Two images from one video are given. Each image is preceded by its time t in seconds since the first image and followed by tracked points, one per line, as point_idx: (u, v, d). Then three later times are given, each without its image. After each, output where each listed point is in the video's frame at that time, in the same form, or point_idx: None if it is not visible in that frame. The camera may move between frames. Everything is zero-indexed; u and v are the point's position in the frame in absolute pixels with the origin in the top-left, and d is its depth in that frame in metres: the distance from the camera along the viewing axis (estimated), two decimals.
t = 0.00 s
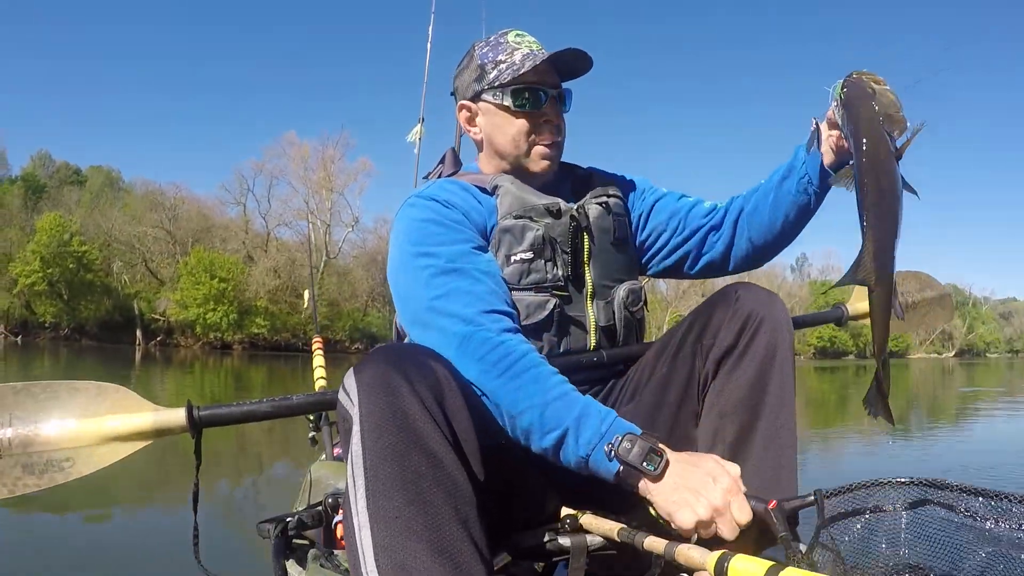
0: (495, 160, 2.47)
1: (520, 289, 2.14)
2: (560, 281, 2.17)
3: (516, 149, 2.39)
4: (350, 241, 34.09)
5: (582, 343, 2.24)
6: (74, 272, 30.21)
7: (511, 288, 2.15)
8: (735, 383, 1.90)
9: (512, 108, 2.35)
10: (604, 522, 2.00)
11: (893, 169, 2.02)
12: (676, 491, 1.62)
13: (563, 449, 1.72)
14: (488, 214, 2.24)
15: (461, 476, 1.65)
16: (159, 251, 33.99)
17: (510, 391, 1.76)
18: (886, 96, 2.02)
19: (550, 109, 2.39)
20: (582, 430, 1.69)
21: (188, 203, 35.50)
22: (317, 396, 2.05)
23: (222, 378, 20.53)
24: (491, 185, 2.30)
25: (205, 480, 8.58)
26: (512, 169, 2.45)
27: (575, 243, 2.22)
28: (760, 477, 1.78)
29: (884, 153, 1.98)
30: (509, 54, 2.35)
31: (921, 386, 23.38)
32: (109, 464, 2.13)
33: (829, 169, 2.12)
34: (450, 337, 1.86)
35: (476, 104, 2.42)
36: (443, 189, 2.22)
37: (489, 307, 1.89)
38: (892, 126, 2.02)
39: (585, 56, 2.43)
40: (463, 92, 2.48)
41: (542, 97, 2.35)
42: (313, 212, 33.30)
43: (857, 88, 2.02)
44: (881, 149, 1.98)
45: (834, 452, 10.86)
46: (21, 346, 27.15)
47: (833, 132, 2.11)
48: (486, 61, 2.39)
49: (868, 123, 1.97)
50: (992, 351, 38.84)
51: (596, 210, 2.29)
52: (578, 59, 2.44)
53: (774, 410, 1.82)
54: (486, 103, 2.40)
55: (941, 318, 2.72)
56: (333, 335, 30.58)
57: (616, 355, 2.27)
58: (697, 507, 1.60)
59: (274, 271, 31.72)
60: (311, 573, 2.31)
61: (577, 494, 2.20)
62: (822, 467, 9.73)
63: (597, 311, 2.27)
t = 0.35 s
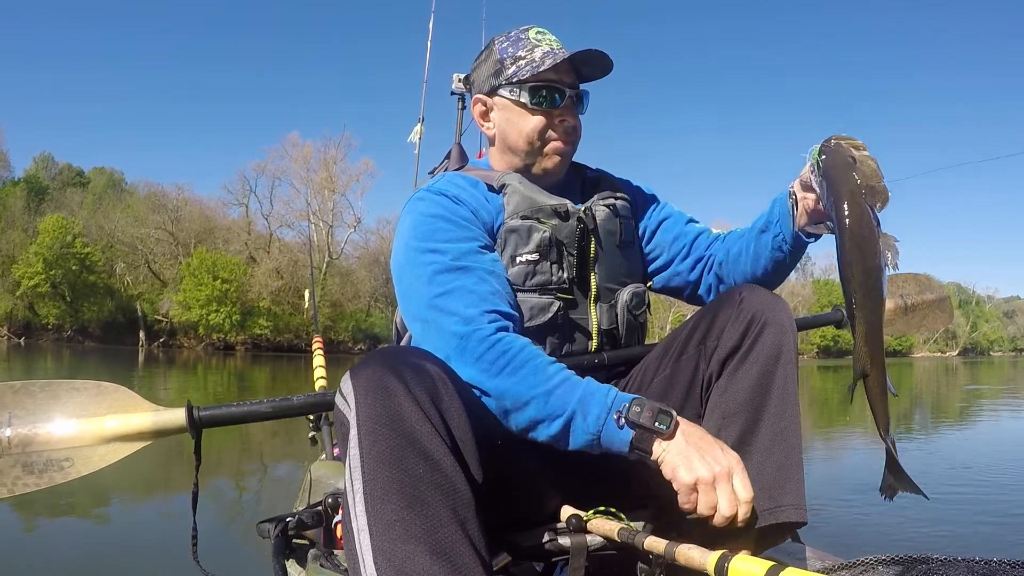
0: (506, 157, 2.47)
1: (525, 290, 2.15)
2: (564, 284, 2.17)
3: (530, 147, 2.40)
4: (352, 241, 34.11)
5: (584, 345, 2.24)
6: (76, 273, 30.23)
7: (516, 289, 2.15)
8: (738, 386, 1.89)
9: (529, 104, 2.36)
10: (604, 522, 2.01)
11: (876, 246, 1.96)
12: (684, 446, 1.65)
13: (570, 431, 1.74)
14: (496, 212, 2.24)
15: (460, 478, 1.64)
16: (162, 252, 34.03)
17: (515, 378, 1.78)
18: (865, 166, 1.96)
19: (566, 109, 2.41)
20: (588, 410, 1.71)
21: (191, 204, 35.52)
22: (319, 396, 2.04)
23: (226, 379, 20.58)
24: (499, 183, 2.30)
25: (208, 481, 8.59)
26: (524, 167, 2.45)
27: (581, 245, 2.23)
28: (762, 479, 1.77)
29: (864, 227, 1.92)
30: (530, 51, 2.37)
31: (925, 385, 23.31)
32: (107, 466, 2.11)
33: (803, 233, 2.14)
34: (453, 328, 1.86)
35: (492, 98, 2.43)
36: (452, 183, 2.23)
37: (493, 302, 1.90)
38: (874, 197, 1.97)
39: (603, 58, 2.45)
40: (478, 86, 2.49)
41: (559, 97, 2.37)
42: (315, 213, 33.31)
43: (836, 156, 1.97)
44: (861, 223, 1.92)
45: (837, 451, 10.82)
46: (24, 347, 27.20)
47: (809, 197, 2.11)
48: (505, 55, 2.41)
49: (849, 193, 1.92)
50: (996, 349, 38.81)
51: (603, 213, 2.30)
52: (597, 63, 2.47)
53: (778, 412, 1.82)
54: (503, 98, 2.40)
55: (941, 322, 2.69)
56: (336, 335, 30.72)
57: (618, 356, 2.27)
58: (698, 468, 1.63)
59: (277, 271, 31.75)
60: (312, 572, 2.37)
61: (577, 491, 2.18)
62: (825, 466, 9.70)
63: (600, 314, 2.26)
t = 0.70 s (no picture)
0: (515, 155, 2.54)
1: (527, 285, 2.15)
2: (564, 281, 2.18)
3: (539, 146, 2.46)
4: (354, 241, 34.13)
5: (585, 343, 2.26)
6: (79, 277, 30.22)
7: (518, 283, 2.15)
8: (738, 386, 1.89)
9: (542, 104, 2.43)
10: (604, 523, 2.02)
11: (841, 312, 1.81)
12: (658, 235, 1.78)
13: (565, 332, 1.76)
14: (496, 209, 2.25)
15: (465, 478, 1.65)
16: (164, 255, 34.04)
17: (496, 293, 1.79)
18: (828, 231, 1.82)
19: (578, 112, 2.47)
20: (570, 296, 1.75)
21: (192, 207, 35.52)
22: (320, 391, 2.07)
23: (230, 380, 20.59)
24: (498, 182, 2.33)
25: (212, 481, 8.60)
26: (531, 168, 2.51)
27: (582, 240, 2.24)
28: (764, 479, 1.77)
29: (829, 298, 1.78)
30: (548, 52, 2.44)
31: (930, 377, 23.26)
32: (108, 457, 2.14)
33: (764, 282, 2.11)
34: (435, 289, 1.86)
35: (507, 96, 2.51)
36: (455, 181, 2.26)
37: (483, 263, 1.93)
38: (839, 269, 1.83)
39: (620, 68, 2.52)
40: (498, 83, 2.58)
41: (571, 100, 2.45)
42: (317, 213, 33.37)
43: (797, 218, 1.83)
44: (824, 291, 1.78)
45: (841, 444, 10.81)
46: (28, 352, 27.22)
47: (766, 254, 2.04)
48: (524, 55, 2.48)
49: (812, 261, 1.78)
50: (1001, 340, 38.79)
51: (602, 211, 2.31)
52: (615, 71, 2.53)
53: (780, 413, 1.84)
54: (517, 96, 2.47)
55: (939, 325, 2.73)
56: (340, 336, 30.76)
57: (619, 356, 2.26)
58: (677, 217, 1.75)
59: (279, 272, 31.75)
60: (313, 573, 2.47)
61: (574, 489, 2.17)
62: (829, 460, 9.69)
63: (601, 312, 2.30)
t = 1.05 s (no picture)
0: (524, 154, 2.55)
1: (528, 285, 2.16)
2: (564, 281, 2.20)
3: (548, 145, 2.46)
4: (357, 241, 34.16)
5: (586, 342, 2.26)
6: (82, 277, 30.28)
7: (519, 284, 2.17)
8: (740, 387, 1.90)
9: (553, 104, 2.45)
10: (604, 523, 2.02)
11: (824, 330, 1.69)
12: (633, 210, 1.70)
13: (539, 316, 1.73)
14: (497, 210, 2.26)
15: (464, 477, 1.65)
16: (168, 255, 34.10)
17: (474, 282, 1.80)
18: (822, 249, 1.74)
19: (589, 115, 2.49)
20: (541, 279, 1.72)
21: (195, 207, 35.58)
22: (321, 390, 2.07)
23: (233, 380, 20.62)
24: (499, 182, 2.34)
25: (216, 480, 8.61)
26: (538, 168, 2.51)
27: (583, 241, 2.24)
28: (764, 479, 1.78)
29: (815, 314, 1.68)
30: (563, 54, 2.46)
31: (934, 376, 23.23)
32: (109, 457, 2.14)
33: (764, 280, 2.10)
34: (420, 280, 1.89)
35: (521, 95, 2.53)
36: (456, 181, 2.27)
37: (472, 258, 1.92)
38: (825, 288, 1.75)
39: (634, 76, 2.55)
40: (513, 82, 2.60)
41: (583, 103, 2.47)
42: (320, 213, 33.43)
43: (793, 235, 1.77)
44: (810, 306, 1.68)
45: (844, 443, 10.80)
46: (32, 352, 27.28)
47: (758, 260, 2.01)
48: (540, 56, 2.51)
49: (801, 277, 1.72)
50: (1005, 339, 38.71)
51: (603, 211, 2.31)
52: (628, 77, 2.55)
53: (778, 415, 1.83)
54: (530, 95, 2.49)
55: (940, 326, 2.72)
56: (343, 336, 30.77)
57: (620, 356, 2.25)
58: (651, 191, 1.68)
59: (282, 271, 31.78)
60: (312, 572, 2.55)
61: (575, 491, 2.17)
62: (832, 458, 9.67)
63: (602, 311, 2.30)
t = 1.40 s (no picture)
0: (525, 151, 2.55)
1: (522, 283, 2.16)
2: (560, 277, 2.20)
3: (549, 143, 2.46)
4: (361, 241, 34.20)
5: (582, 340, 2.24)
6: (87, 276, 30.36)
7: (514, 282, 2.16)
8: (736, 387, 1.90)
9: (558, 103, 2.46)
10: (604, 523, 2.02)
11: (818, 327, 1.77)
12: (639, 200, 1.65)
13: (510, 277, 1.68)
14: (493, 208, 2.27)
15: (462, 478, 1.65)
16: (172, 254, 34.19)
17: (462, 241, 1.79)
18: (808, 242, 1.85)
19: (592, 118, 2.49)
20: (525, 242, 1.68)
21: (200, 207, 35.67)
22: (319, 392, 2.06)
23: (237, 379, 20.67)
24: (496, 182, 2.36)
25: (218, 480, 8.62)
26: (539, 167, 2.50)
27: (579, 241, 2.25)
28: (762, 480, 1.78)
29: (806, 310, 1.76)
30: (571, 56, 2.46)
31: (938, 378, 23.15)
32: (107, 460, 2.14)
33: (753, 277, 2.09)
34: (409, 235, 1.90)
35: (528, 94, 2.53)
36: (458, 178, 2.28)
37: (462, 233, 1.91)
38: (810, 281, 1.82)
39: (639, 82, 2.56)
40: (521, 81, 2.60)
41: (587, 104, 2.47)
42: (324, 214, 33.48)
43: (779, 229, 1.84)
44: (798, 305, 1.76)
45: (847, 445, 10.76)
46: (36, 351, 27.35)
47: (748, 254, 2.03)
48: (549, 57, 2.51)
49: (785, 271, 1.78)
50: (1010, 343, 38.58)
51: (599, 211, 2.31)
52: (634, 82, 2.55)
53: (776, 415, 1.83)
54: (537, 94, 2.49)
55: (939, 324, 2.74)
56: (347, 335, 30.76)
57: (619, 356, 2.25)
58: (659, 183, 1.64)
59: (286, 271, 31.83)
60: (312, 572, 2.49)
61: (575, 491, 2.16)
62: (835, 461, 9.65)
63: (598, 309, 2.29)
